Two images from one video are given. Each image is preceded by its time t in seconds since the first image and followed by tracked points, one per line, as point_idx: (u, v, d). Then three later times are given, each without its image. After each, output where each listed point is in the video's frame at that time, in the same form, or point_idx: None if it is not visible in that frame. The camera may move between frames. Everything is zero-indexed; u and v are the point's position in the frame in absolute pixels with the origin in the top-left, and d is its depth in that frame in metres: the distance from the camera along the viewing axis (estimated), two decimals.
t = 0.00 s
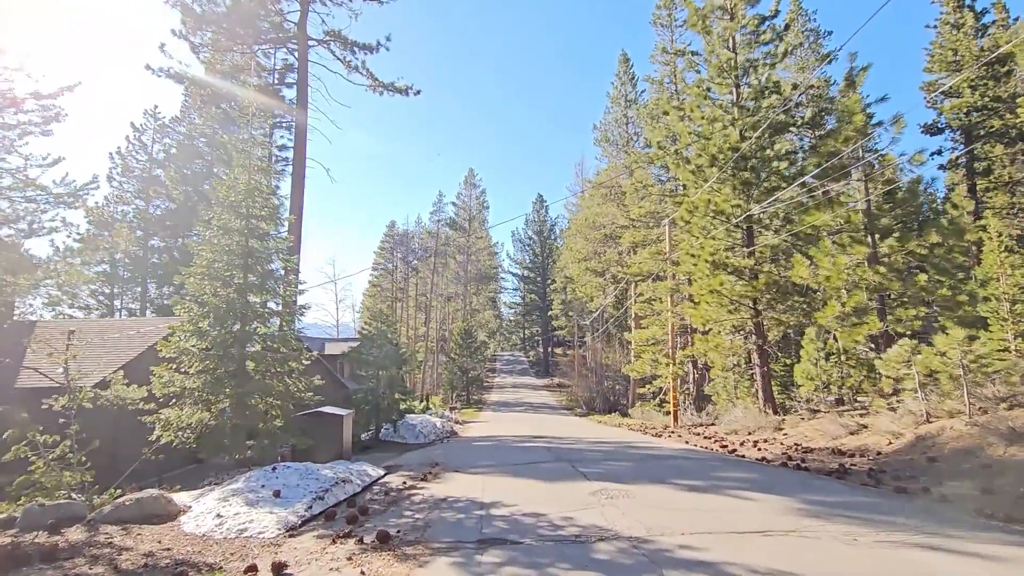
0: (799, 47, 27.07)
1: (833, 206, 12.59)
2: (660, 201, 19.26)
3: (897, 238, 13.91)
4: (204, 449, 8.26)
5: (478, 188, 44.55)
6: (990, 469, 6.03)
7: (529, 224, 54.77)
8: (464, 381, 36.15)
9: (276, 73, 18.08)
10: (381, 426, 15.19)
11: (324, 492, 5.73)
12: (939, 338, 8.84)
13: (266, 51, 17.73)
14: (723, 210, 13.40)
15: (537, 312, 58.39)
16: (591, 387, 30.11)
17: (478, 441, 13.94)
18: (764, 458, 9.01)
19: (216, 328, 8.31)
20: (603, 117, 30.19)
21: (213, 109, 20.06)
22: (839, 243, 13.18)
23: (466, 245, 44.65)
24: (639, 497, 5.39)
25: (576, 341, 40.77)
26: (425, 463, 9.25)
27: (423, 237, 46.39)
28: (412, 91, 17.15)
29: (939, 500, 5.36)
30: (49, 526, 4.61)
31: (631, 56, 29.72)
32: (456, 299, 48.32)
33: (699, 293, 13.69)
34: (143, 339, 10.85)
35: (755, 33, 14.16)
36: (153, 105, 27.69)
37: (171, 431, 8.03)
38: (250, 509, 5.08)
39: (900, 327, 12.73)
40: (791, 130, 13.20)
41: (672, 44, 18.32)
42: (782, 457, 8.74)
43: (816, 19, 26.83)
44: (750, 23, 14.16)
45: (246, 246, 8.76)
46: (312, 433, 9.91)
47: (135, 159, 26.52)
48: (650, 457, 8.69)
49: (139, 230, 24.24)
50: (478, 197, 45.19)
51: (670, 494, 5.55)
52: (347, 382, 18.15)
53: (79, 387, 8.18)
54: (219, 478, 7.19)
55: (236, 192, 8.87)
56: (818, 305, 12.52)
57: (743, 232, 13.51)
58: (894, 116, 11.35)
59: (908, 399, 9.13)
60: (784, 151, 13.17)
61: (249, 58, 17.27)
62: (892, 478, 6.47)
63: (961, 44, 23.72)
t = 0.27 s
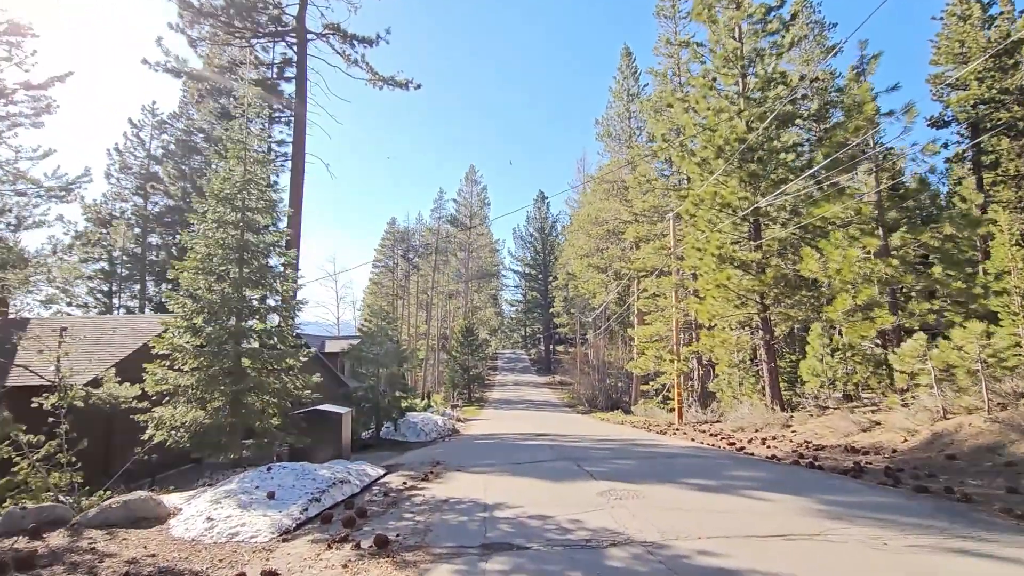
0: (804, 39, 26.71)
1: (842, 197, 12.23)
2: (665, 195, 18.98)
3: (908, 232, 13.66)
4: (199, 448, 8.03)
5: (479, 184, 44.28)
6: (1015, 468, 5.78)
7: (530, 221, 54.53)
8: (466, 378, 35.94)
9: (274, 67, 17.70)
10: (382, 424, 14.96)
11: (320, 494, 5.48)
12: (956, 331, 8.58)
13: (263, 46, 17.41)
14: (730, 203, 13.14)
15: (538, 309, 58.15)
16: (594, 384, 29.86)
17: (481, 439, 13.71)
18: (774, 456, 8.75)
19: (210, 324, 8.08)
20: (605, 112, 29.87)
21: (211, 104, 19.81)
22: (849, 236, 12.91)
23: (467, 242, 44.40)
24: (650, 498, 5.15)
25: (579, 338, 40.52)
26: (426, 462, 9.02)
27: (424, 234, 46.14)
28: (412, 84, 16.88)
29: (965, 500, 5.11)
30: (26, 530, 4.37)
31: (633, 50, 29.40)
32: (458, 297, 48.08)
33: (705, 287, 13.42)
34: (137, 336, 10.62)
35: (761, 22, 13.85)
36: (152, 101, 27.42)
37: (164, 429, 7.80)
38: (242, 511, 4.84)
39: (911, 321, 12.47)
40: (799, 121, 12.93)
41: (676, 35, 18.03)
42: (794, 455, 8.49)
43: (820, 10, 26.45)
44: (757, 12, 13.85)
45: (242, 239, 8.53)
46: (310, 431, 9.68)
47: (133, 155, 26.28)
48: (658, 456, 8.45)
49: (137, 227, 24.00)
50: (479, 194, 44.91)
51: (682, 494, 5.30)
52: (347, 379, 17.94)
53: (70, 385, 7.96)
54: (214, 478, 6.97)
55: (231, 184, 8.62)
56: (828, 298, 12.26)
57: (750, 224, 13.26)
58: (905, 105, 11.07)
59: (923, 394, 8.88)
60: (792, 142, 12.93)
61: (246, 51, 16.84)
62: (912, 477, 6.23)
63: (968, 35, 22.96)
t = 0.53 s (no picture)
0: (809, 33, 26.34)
1: (852, 191, 11.96)
2: (669, 191, 18.71)
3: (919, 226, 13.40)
4: (195, 450, 7.84)
5: (481, 182, 44.04)
6: None
7: (532, 219, 54.29)
8: (468, 376, 35.74)
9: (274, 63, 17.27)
10: (383, 424, 14.74)
11: (317, 499, 5.28)
12: (975, 328, 8.34)
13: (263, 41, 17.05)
14: (737, 198, 12.89)
15: (541, 307, 57.92)
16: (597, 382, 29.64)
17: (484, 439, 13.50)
18: (785, 457, 8.51)
19: (205, 323, 7.86)
20: (608, 107, 29.57)
21: (210, 101, 19.58)
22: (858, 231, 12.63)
23: (469, 239, 44.18)
24: (661, 504, 4.93)
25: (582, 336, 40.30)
26: (427, 463, 8.81)
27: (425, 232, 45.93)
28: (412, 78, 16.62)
29: (991, 505, 4.87)
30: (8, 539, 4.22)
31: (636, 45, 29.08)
32: (460, 294, 47.88)
33: (712, 284, 13.17)
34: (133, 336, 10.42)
35: (769, 13, 13.56)
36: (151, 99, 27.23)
37: (159, 431, 7.61)
38: (234, 519, 4.64)
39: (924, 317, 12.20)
40: (807, 113, 12.66)
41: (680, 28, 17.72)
42: (806, 456, 8.25)
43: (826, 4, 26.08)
44: (764, 3, 13.54)
45: (238, 236, 8.30)
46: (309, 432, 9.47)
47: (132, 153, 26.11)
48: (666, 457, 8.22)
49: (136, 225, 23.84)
50: (480, 191, 44.66)
51: (694, 500, 5.07)
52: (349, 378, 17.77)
53: (63, 387, 7.77)
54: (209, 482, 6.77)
55: (227, 179, 8.40)
56: (838, 295, 12.00)
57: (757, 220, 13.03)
58: (918, 96, 10.79)
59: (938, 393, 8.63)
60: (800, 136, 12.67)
61: (245, 47, 16.57)
62: (932, 480, 5.98)
63: (976, 28, 22.40)
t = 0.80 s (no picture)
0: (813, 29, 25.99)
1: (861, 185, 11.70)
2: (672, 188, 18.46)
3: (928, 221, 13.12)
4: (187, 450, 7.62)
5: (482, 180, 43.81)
6: None
7: (533, 218, 54.07)
8: (469, 376, 35.52)
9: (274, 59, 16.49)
10: (383, 423, 14.51)
11: (311, 502, 5.05)
12: (993, 325, 8.07)
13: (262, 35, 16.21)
14: (743, 192, 12.64)
15: (542, 306, 57.66)
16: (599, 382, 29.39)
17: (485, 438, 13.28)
18: (795, 457, 8.27)
19: (197, 319, 7.61)
20: (610, 105, 29.32)
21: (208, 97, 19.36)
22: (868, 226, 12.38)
23: (470, 238, 43.95)
24: (671, 506, 4.69)
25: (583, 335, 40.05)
26: (427, 463, 8.58)
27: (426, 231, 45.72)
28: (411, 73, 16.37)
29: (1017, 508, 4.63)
30: None
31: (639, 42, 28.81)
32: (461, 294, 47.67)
33: (718, 281, 12.93)
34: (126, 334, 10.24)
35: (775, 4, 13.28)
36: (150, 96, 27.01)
37: (150, 430, 7.39)
38: (222, 522, 4.41)
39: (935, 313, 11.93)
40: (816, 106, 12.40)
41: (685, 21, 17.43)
42: (816, 456, 8.01)
43: None
44: None
45: (233, 230, 8.07)
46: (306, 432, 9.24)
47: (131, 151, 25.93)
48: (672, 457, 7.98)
49: (134, 223, 23.67)
50: (482, 190, 44.43)
51: (706, 502, 4.83)
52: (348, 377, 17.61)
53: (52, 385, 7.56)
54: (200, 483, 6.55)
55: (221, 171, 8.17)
56: (849, 291, 11.71)
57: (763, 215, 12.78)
58: (930, 87, 10.54)
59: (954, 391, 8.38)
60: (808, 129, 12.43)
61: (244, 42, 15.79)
62: (951, 480, 5.73)
63: (983, 23, 21.21)
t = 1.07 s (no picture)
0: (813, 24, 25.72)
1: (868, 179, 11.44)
2: (673, 184, 18.20)
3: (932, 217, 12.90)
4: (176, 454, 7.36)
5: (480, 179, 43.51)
6: None
7: (532, 217, 53.80)
8: (468, 376, 35.24)
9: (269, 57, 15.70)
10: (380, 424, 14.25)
11: (301, 511, 4.80)
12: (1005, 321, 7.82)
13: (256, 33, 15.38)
14: (745, 188, 12.39)
15: (541, 305, 57.37)
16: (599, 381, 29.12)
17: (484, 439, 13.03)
18: (803, 458, 8.03)
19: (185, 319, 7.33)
20: (609, 101, 29.02)
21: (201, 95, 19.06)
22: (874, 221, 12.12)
23: (468, 237, 43.65)
24: (681, 514, 4.45)
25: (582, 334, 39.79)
26: (425, 466, 8.33)
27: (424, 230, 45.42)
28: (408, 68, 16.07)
29: None
30: None
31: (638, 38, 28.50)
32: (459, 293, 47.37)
33: (721, 278, 12.67)
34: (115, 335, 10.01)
35: None
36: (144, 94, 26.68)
37: (137, 434, 7.13)
38: (205, 534, 4.15)
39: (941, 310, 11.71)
40: (820, 99, 12.14)
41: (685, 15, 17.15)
42: (826, 457, 7.77)
43: None
44: None
45: (223, 227, 7.78)
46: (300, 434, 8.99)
47: (124, 150, 25.61)
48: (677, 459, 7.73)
49: (128, 222, 23.37)
50: (480, 188, 44.13)
51: (717, 509, 4.60)
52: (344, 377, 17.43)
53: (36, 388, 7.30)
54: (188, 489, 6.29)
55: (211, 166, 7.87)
56: (853, 287, 11.49)
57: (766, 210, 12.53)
58: (937, 79, 10.30)
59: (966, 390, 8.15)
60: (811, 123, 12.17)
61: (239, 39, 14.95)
62: (971, 484, 5.49)
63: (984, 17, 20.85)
